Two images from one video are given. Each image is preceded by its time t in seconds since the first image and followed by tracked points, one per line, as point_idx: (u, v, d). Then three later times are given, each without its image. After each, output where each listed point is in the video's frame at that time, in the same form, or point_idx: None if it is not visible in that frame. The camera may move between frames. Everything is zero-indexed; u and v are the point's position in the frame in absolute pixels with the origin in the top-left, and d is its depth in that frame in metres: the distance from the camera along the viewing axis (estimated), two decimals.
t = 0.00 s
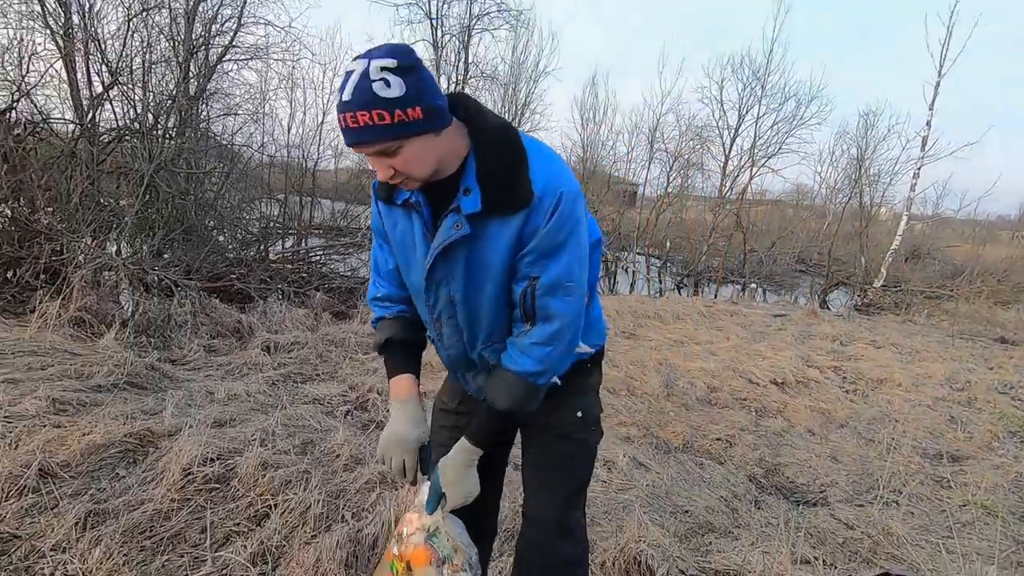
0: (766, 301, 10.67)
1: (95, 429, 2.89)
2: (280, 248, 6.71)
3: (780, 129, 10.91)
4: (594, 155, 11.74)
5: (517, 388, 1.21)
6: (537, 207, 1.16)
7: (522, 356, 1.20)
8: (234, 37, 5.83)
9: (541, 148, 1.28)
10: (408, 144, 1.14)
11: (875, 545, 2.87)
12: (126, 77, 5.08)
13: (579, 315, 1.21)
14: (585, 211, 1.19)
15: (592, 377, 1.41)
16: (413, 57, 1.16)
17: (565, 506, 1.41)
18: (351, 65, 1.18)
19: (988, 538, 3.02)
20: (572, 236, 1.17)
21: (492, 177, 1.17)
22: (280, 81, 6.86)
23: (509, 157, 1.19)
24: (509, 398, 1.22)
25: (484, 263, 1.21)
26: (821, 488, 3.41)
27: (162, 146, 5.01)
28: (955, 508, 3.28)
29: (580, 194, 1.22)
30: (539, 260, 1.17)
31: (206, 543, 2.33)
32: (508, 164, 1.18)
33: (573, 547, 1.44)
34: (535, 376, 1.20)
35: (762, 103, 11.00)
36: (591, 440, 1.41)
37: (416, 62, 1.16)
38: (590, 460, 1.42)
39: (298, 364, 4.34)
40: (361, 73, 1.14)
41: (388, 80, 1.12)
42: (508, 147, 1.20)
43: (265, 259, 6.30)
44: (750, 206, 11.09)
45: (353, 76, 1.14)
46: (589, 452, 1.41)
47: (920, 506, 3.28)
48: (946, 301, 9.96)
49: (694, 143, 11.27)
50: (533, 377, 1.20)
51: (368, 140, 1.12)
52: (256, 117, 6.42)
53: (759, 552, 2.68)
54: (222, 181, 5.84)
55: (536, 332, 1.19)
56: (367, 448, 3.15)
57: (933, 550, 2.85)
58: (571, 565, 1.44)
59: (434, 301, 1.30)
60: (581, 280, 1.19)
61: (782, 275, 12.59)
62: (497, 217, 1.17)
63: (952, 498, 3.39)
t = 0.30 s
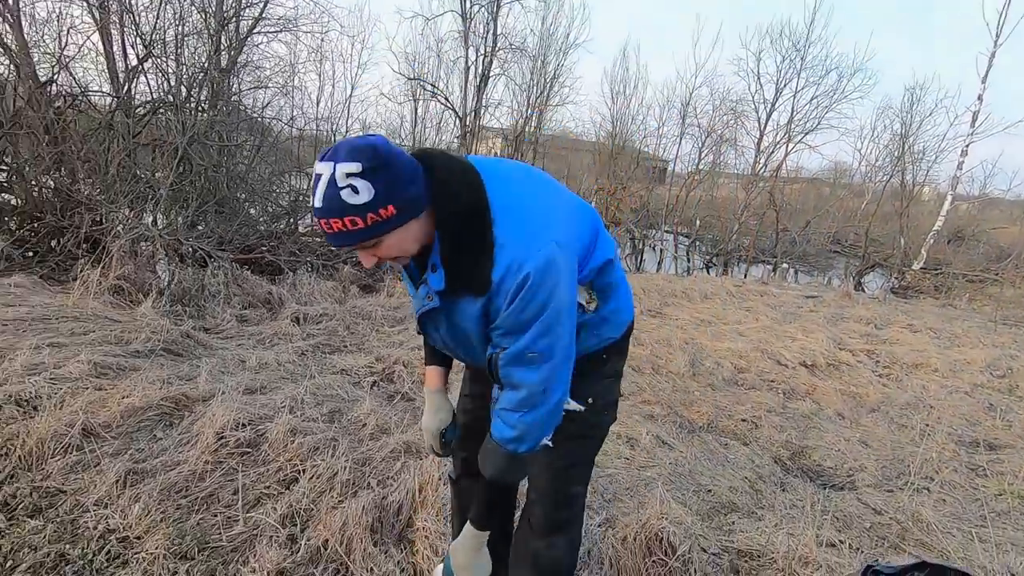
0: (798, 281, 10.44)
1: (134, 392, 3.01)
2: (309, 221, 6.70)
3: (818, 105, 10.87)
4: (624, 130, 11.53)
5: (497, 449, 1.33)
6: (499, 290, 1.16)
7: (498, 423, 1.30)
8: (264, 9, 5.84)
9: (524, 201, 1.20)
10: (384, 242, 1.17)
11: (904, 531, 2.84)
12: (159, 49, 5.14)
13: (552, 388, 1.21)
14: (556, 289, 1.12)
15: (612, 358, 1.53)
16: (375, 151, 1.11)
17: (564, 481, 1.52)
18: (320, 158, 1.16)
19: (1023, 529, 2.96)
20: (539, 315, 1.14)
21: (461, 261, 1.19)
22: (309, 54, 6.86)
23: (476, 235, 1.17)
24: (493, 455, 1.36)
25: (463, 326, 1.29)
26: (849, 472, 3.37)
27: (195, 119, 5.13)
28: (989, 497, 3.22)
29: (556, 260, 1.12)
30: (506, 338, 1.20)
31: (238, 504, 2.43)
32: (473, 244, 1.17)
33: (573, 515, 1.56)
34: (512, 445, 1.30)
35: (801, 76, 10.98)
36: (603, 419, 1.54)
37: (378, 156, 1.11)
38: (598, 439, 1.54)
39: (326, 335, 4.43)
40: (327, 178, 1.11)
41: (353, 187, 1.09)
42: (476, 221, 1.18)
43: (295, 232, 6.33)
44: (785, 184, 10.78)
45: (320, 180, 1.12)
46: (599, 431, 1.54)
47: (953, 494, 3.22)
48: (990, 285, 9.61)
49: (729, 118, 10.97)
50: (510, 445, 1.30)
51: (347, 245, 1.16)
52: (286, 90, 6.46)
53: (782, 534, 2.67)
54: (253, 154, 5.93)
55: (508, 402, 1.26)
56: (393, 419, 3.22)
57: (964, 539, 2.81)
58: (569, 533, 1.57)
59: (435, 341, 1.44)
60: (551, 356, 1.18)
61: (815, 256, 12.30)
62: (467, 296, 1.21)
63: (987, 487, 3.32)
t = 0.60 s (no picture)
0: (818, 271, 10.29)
1: (158, 373, 3.07)
2: (326, 207, 6.79)
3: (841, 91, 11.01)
4: (642, 117, 11.38)
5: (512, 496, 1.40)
6: (508, 361, 1.17)
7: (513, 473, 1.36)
8: None
9: (530, 262, 1.16)
10: (406, 325, 1.19)
11: (923, 525, 2.81)
12: (179, 35, 5.17)
13: (563, 446, 1.25)
14: (562, 361, 1.13)
15: (641, 352, 1.56)
16: (390, 248, 1.08)
17: (586, 470, 1.57)
18: (337, 248, 1.14)
19: None
20: (548, 384, 1.16)
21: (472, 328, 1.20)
22: (327, 40, 6.86)
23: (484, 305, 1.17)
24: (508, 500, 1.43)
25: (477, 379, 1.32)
26: (868, 464, 3.34)
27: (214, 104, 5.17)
28: (1013, 492, 3.17)
29: (563, 330, 1.11)
30: (517, 401, 1.23)
31: (260, 484, 2.48)
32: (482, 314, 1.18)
33: (595, 504, 1.62)
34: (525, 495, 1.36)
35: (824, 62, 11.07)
36: (631, 408, 1.60)
37: (395, 253, 1.08)
38: (625, 431, 1.59)
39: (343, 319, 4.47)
40: (346, 279, 1.10)
41: (373, 288, 1.09)
42: (485, 288, 1.18)
43: (313, 218, 6.35)
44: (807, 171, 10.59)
45: (340, 275, 1.11)
46: (626, 419, 1.59)
47: (974, 487, 3.18)
48: (1018, 276, 9.39)
49: (750, 103, 10.78)
50: (523, 494, 1.36)
51: (372, 335, 1.18)
52: (303, 75, 6.47)
53: (798, 524, 2.66)
54: (273, 139, 5.96)
55: (521, 455, 1.31)
56: (409, 403, 3.26)
57: (985, 533, 2.77)
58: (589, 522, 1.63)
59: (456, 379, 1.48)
60: (561, 418, 1.21)
61: (837, 245, 12.11)
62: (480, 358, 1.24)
63: (1010, 481, 3.27)
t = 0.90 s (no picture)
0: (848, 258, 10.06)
1: (190, 344, 3.17)
2: (351, 186, 6.84)
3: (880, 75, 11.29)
4: (670, 97, 11.18)
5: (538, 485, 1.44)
6: (542, 357, 1.20)
7: (539, 464, 1.40)
8: None
9: (562, 257, 1.19)
10: (448, 330, 1.22)
11: (948, 517, 2.78)
12: (210, 13, 5.19)
13: (593, 438, 1.29)
14: (596, 354, 1.17)
15: (661, 334, 1.61)
16: (429, 248, 1.11)
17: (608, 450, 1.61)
18: (370, 259, 1.15)
19: None
20: (583, 378, 1.19)
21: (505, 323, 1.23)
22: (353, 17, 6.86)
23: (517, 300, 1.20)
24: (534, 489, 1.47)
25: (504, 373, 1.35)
26: (893, 454, 3.30)
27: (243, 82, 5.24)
28: None
29: (598, 324, 1.15)
30: (549, 394, 1.26)
31: (287, 453, 2.56)
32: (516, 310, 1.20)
33: (616, 483, 1.65)
34: (553, 485, 1.40)
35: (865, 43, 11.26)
36: (653, 388, 1.65)
37: (434, 253, 1.11)
38: (644, 410, 1.64)
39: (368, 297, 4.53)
40: (387, 286, 1.12)
41: (418, 290, 1.11)
42: (518, 289, 1.20)
43: (338, 197, 6.40)
44: (841, 155, 10.31)
45: (380, 285, 1.13)
46: (649, 398, 1.65)
47: (1003, 482, 3.13)
48: None
49: (784, 85, 10.50)
50: (550, 484, 1.40)
51: (416, 342, 1.20)
52: (330, 54, 6.49)
53: (819, 511, 2.66)
54: (299, 118, 6.03)
55: (550, 446, 1.34)
56: (432, 380, 3.31)
57: (1012, 528, 2.74)
58: (604, 503, 1.66)
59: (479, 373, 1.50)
60: (593, 410, 1.25)
61: (869, 232, 11.81)
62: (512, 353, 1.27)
63: None
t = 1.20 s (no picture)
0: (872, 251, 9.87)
1: (212, 327, 3.24)
2: (370, 173, 6.88)
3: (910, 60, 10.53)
4: (692, 86, 11.02)
5: (557, 475, 1.45)
6: (576, 347, 1.24)
7: (560, 453, 1.43)
8: None
9: (603, 251, 1.24)
10: (476, 313, 1.22)
11: (967, 515, 2.76)
12: None
13: (615, 429, 1.36)
14: (629, 349, 1.24)
15: (678, 326, 1.65)
16: (477, 231, 1.11)
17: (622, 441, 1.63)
18: (413, 229, 1.15)
19: None
20: (614, 369, 1.25)
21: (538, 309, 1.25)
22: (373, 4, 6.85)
23: (555, 288, 1.23)
24: (551, 478, 1.48)
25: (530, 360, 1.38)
26: (912, 451, 3.27)
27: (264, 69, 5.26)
28: None
29: (633, 320, 1.22)
30: (577, 384, 1.31)
31: (306, 434, 2.62)
32: (554, 298, 1.23)
33: (626, 473, 1.68)
34: (573, 475, 1.43)
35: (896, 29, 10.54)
36: (669, 379, 1.69)
37: (481, 237, 1.12)
38: (658, 400, 1.68)
39: (385, 284, 4.58)
40: (428, 260, 1.12)
41: (457, 271, 1.12)
42: (557, 278, 1.23)
43: (357, 183, 6.44)
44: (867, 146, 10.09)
45: (419, 257, 1.13)
46: (665, 387, 1.68)
47: None
48: None
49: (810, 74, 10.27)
50: (570, 474, 1.43)
51: (441, 319, 1.21)
52: (349, 40, 6.51)
53: (833, 505, 2.65)
54: (319, 105, 6.08)
55: (573, 435, 1.38)
56: (447, 366, 3.36)
57: None
58: (618, 491, 1.69)
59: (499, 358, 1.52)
60: (619, 401, 1.31)
61: (895, 226, 11.58)
62: (541, 340, 1.29)
63: None
